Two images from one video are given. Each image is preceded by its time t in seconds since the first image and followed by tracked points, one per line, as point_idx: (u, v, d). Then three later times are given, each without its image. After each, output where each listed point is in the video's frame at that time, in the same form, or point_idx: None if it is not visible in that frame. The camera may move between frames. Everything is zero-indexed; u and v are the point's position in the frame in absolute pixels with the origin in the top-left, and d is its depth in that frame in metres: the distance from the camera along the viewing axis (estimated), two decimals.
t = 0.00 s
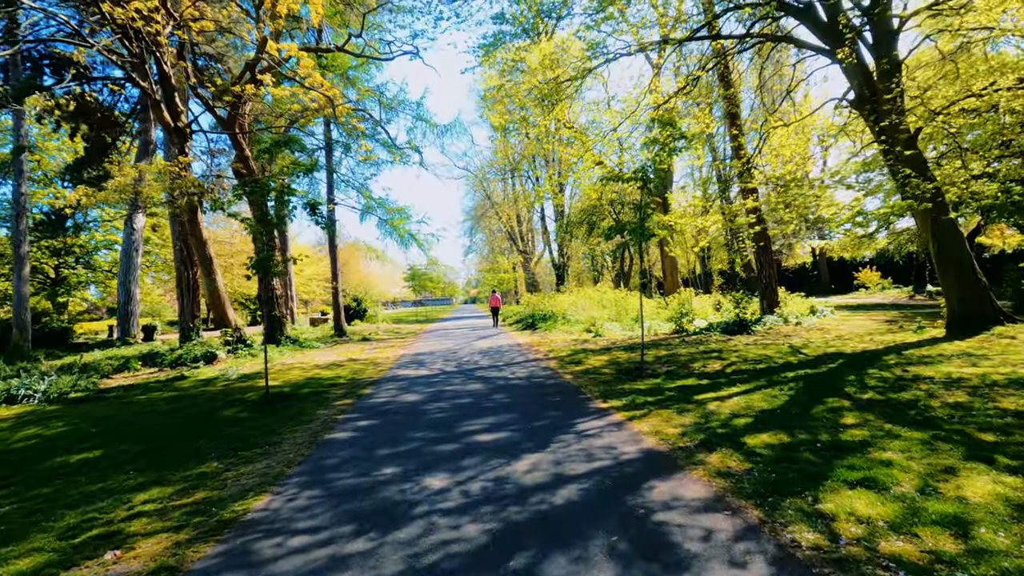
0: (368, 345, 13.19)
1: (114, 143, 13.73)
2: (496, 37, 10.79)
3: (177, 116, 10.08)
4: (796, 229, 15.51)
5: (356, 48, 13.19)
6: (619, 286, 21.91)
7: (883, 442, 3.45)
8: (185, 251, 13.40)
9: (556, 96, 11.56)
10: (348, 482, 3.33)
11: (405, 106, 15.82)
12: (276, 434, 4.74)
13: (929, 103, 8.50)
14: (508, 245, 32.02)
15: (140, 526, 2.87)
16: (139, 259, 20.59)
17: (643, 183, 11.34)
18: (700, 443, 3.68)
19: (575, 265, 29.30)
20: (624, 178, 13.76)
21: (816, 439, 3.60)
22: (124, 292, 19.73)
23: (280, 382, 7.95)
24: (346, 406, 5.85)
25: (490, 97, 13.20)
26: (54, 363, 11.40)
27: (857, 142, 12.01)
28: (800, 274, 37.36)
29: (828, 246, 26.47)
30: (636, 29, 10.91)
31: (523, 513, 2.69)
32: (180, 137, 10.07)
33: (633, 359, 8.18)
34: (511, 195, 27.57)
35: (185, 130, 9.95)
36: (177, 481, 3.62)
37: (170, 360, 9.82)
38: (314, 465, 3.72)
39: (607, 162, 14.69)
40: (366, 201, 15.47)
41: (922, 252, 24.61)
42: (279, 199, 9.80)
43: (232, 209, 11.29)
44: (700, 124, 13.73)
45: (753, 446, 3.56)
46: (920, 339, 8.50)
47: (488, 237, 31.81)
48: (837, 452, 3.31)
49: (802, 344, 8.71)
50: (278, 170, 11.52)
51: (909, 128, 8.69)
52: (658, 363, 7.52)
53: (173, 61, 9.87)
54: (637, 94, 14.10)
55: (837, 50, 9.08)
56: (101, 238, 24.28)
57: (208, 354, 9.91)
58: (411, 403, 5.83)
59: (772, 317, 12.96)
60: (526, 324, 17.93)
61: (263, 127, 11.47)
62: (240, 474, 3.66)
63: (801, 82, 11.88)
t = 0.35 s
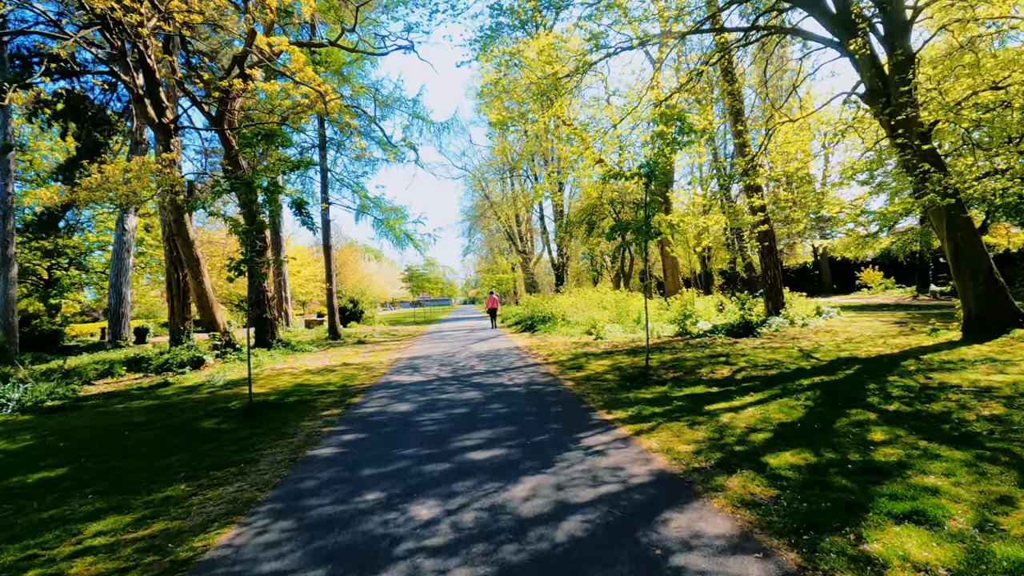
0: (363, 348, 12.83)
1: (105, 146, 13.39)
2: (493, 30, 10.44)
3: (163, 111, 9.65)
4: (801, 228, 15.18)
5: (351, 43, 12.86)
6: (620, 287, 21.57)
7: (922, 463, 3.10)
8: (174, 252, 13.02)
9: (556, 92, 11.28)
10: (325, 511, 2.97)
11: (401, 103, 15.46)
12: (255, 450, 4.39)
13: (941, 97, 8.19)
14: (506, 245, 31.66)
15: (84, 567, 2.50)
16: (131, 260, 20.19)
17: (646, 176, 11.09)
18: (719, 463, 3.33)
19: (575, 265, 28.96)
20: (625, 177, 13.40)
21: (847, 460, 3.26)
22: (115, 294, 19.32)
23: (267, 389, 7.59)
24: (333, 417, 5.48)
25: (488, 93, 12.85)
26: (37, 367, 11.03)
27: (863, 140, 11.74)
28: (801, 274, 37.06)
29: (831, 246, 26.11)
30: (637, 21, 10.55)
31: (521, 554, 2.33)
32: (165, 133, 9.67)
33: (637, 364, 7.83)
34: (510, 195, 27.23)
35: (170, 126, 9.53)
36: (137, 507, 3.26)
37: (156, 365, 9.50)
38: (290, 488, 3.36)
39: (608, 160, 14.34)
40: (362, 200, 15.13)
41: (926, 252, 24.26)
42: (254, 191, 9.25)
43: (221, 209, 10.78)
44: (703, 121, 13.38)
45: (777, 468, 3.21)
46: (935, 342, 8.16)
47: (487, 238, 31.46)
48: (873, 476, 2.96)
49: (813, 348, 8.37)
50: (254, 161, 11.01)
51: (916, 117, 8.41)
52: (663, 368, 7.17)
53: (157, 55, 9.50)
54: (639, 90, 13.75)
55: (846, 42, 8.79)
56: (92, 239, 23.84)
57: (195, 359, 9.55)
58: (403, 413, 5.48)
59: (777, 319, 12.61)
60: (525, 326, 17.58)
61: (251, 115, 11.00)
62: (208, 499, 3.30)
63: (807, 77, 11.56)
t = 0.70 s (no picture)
0: (356, 349, 12.46)
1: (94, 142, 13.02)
2: (489, 20, 10.09)
3: (143, 102, 9.29)
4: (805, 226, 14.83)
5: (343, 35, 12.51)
6: (619, 286, 21.21)
7: (970, 484, 2.73)
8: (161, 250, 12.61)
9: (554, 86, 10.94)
10: (289, 540, 2.59)
11: (396, 98, 15.11)
12: (223, 462, 3.99)
13: (948, 90, 7.90)
14: (505, 245, 31.28)
15: None
16: (121, 259, 19.77)
17: (655, 173, 10.61)
18: (736, 482, 2.95)
19: (574, 265, 28.62)
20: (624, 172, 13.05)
21: (881, 478, 2.89)
22: (104, 293, 18.90)
23: (251, 392, 7.20)
24: (315, 424, 5.10)
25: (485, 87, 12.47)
26: (17, 369, 10.65)
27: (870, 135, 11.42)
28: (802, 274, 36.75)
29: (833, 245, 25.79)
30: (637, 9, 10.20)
31: None
32: (145, 124, 9.25)
33: (639, 366, 7.46)
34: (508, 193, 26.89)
35: (149, 117, 9.15)
36: (75, 532, 2.86)
37: (138, 368, 9.13)
38: (253, 510, 2.98)
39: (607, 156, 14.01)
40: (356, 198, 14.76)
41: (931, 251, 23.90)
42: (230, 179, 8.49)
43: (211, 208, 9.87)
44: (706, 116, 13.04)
45: (804, 489, 2.82)
46: (952, 343, 7.81)
47: (486, 237, 31.09)
48: (919, 500, 2.57)
49: (822, 349, 8.01)
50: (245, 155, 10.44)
51: (923, 107, 8.13)
52: (667, 371, 6.80)
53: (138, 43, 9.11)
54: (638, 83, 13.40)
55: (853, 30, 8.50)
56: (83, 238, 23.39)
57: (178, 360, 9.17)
58: (389, 420, 5.11)
59: (782, 319, 12.26)
60: (523, 326, 17.23)
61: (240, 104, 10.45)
62: (160, 523, 2.92)
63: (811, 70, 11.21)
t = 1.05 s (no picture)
0: (351, 352, 12.09)
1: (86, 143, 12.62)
2: (489, 10, 9.72)
3: (129, 96, 8.89)
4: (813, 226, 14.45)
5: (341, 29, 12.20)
6: (622, 288, 20.82)
7: None
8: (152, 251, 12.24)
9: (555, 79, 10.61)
10: None
11: (395, 95, 14.78)
12: (194, 480, 3.62)
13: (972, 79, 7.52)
14: (506, 245, 30.90)
15: None
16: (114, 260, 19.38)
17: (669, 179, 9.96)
18: (768, 509, 2.58)
19: (575, 266, 28.23)
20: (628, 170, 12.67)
21: (936, 507, 2.51)
22: (97, 295, 18.51)
23: (237, 399, 6.83)
24: (299, 434, 4.73)
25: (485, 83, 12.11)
26: None
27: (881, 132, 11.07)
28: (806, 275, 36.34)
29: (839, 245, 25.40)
30: None
31: None
32: (130, 119, 8.86)
33: (647, 371, 7.07)
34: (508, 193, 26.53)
35: (134, 109, 8.73)
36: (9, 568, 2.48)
37: (123, 372, 8.76)
38: (217, 541, 2.62)
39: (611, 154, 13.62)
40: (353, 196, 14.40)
41: (938, 252, 23.51)
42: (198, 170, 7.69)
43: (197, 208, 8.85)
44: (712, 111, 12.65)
45: (848, 518, 2.45)
46: (975, 347, 7.43)
47: (486, 238, 30.73)
48: (987, 536, 2.20)
49: (838, 353, 7.63)
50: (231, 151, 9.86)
51: (945, 100, 7.69)
52: (676, 377, 6.43)
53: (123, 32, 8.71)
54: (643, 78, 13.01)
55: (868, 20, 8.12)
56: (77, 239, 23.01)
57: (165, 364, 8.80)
58: (380, 431, 4.74)
59: (791, 321, 11.88)
60: (524, 328, 16.85)
61: (228, 94, 9.94)
62: (109, 557, 2.55)
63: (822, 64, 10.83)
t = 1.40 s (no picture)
0: (350, 354, 11.77)
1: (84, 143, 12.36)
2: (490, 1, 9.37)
3: (116, 89, 8.57)
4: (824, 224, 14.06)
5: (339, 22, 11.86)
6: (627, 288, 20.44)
7: None
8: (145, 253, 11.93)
9: (559, 72, 10.25)
10: None
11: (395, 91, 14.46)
12: (164, 502, 3.27)
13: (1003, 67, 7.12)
14: (508, 245, 30.57)
15: None
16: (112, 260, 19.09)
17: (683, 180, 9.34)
18: (814, 547, 2.22)
19: (578, 266, 27.85)
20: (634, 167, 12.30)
21: (1016, 547, 2.14)
22: (94, 296, 18.22)
23: (226, 405, 6.49)
24: (286, 447, 4.38)
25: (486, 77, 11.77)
26: None
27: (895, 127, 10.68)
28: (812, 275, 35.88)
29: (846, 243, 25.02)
30: None
31: None
32: (117, 113, 8.52)
33: (658, 377, 6.69)
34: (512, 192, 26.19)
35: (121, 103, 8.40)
36: None
37: (111, 376, 8.44)
38: None
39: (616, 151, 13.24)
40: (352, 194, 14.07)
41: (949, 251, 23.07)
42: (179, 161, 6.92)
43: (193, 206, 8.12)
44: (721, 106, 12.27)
45: (911, 559, 2.10)
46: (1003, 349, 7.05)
47: (489, 237, 30.37)
48: None
49: (858, 357, 7.25)
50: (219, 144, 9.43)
51: (974, 88, 7.25)
52: (690, 382, 6.07)
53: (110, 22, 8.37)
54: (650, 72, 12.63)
55: (889, 6, 7.72)
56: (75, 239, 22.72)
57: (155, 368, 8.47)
58: (373, 443, 4.38)
59: (804, 322, 11.50)
60: (527, 329, 16.48)
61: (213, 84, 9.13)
62: None
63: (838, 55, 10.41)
